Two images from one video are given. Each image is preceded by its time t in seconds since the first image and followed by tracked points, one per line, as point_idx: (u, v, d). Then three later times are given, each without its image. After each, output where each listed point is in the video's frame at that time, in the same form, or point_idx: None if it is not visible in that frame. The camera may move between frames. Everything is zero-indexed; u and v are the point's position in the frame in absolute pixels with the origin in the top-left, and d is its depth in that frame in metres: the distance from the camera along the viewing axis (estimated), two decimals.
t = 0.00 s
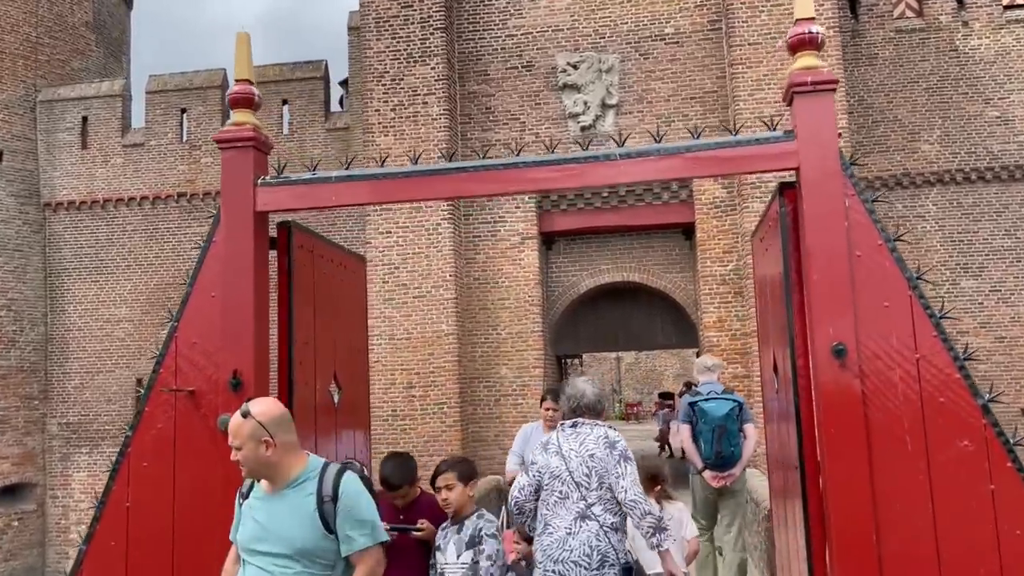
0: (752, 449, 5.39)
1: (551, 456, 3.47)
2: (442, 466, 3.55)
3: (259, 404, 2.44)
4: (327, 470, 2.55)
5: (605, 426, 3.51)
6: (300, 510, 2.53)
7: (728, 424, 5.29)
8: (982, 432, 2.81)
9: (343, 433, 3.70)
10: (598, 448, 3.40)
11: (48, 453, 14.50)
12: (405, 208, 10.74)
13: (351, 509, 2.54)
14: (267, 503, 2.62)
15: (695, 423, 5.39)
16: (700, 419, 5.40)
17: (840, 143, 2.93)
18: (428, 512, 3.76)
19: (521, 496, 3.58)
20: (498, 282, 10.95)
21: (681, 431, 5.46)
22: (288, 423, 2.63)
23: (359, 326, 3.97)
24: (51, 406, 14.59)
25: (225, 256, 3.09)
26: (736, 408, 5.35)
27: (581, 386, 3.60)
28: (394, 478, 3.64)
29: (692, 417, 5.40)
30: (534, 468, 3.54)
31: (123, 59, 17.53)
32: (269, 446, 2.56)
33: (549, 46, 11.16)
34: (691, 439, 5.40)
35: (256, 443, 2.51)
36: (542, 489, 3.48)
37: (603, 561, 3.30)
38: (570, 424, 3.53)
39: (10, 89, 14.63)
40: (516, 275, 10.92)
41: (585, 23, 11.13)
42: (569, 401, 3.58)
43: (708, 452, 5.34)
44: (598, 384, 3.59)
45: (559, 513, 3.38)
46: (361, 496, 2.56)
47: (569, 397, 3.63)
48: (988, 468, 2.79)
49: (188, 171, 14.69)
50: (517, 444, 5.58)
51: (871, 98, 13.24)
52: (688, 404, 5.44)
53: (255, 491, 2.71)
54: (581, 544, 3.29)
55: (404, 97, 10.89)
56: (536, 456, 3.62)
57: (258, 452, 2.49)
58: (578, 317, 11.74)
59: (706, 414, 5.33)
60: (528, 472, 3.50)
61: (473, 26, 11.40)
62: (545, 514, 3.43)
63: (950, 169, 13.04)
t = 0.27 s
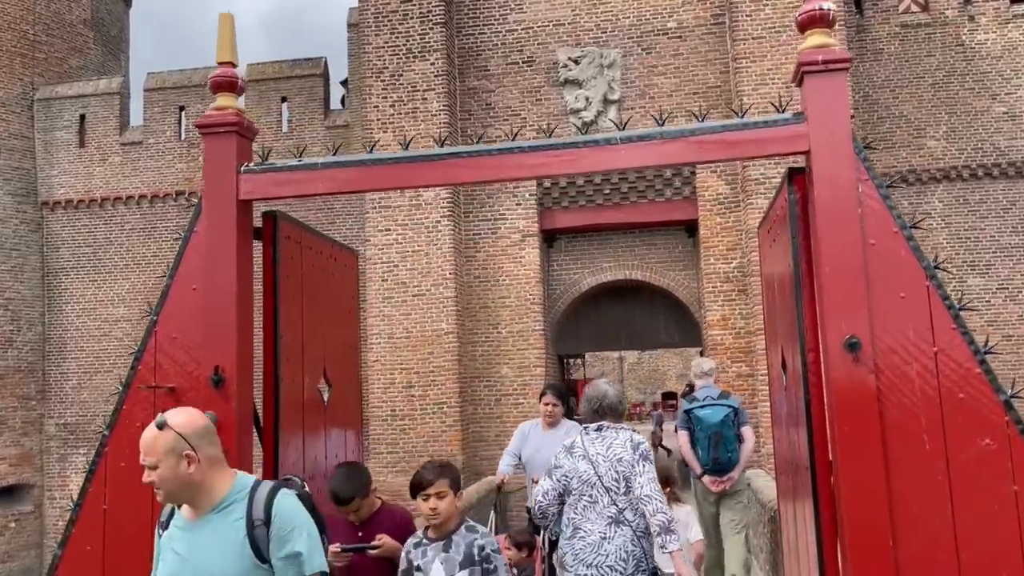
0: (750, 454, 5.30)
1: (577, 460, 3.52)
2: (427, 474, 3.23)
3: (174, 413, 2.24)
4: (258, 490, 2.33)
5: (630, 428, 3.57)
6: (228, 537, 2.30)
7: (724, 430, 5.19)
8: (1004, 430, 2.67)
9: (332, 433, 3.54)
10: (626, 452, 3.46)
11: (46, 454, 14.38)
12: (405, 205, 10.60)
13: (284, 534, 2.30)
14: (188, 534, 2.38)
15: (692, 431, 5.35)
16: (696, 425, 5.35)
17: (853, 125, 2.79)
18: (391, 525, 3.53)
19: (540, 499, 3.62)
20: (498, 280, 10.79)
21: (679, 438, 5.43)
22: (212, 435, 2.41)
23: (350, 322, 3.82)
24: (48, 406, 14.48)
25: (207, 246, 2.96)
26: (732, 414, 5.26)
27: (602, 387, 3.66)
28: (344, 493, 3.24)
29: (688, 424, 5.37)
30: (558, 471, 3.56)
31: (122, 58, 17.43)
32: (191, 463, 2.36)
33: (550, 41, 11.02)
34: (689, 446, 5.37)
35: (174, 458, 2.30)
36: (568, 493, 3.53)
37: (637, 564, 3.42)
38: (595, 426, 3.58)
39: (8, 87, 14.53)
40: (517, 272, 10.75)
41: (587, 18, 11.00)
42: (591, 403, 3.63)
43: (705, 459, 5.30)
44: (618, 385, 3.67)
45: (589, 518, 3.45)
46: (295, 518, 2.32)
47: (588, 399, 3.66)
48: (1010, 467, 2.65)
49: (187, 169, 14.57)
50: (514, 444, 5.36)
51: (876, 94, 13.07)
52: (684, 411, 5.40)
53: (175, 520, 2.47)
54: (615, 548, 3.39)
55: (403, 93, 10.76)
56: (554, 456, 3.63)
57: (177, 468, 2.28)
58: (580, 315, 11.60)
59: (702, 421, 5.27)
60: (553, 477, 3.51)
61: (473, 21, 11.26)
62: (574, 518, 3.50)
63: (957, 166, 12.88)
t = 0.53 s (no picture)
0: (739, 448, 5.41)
1: (597, 452, 3.67)
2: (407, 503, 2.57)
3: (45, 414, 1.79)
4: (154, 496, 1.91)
5: (648, 425, 3.77)
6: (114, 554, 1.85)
7: (713, 424, 5.30)
8: (1021, 429, 2.51)
9: (314, 434, 3.38)
10: (648, 448, 3.65)
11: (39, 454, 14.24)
12: (400, 202, 10.45)
13: (182, 546, 1.85)
14: (60, 552, 1.90)
15: (682, 424, 5.44)
16: (687, 420, 5.44)
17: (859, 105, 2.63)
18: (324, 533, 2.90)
19: (553, 489, 3.73)
20: (495, 278, 10.62)
21: (669, 433, 5.51)
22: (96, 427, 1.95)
23: (332, 317, 3.67)
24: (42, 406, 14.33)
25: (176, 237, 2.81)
26: (721, 408, 5.35)
27: (616, 382, 3.86)
28: (271, 503, 2.65)
29: (679, 419, 5.46)
30: (575, 463, 3.70)
31: (117, 55, 17.29)
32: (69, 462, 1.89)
33: (547, 35, 10.86)
34: (679, 441, 5.47)
35: (45, 458, 1.83)
36: (584, 484, 3.68)
37: (651, 557, 3.57)
38: (615, 420, 3.75)
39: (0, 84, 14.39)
40: (514, 270, 10.58)
41: (584, 12, 10.84)
42: (607, 397, 3.81)
43: (696, 453, 5.41)
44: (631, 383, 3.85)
45: (606, 509, 3.61)
46: (198, 526, 1.89)
47: (606, 394, 3.84)
48: None
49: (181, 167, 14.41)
50: (500, 447, 5.12)
51: (879, 89, 12.82)
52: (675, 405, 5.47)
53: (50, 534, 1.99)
54: (631, 540, 3.54)
55: (398, 88, 10.60)
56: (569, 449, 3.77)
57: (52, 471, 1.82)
58: (579, 314, 11.44)
59: (693, 415, 5.36)
60: (573, 468, 3.65)
61: (469, 15, 11.10)
62: (589, 510, 3.65)
63: (960, 162, 12.70)
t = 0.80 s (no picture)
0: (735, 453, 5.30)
1: (592, 457, 3.47)
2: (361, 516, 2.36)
3: None
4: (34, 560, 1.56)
5: (644, 430, 3.58)
6: None
7: (712, 427, 5.18)
8: None
9: (290, 438, 3.22)
10: (643, 453, 3.46)
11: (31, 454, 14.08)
12: (394, 198, 10.27)
13: None
14: None
15: (680, 426, 5.29)
16: (685, 421, 5.29)
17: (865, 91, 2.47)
18: (275, 563, 2.54)
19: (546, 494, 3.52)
20: (491, 276, 10.45)
21: (666, 435, 5.35)
22: None
23: (310, 315, 3.51)
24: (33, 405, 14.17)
25: (138, 234, 2.68)
26: (721, 410, 5.22)
27: (611, 388, 3.65)
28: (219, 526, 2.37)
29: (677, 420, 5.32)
30: (569, 467, 3.50)
31: (109, 50, 17.11)
32: None
33: (544, 29, 10.69)
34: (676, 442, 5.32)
35: None
36: (581, 490, 3.46)
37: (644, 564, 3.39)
38: (610, 426, 3.55)
39: None
40: (509, 268, 10.41)
41: (582, 5, 10.66)
42: (602, 402, 3.58)
43: (693, 455, 5.25)
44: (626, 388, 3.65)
45: (600, 515, 3.41)
46: None
47: (601, 398, 3.63)
48: None
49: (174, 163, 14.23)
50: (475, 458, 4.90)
51: (881, 84, 12.66)
52: (673, 407, 5.32)
53: None
54: (624, 546, 3.35)
55: (392, 82, 10.43)
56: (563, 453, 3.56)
57: None
58: (576, 312, 11.28)
59: (692, 417, 5.22)
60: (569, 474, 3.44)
61: (464, 8, 10.93)
62: (583, 515, 3.44)
63: (963, 158, 12.54)
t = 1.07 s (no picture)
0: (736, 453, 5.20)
1: (587, 448, 3.43)
2: None
3: None
4: None
5: (639, 418, 3.52)
6: None
7: (717, 427, 5.05)
8: None
9: (270, 436, 3.06)
10: (638, 441, 3.39)
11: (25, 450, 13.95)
12: (389, 192, 10.12)
13: None
14: None
15: (683, 423, 5.15)
16: (687, 419, 5.16)
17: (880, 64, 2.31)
18: None
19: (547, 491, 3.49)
20: (488, 271, 10.29)
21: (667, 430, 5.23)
22: None
23: (292, 308, 3.35)
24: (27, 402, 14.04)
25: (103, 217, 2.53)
26: (725, 410, 5.11)
27: (606, 381, 3.63)
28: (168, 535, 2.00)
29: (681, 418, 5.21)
30: (566, 461, 3.47)
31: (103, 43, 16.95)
32: None
33: (542, 20, 10.53)
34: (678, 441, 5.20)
35: None
36: (578, 481, 3.43)
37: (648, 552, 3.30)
38: (605, 416, 3.51)
39: None
40: (506, 262, 10.25)
41: None
42: (597, 394, 3.57)
43: (695, 454, 5.14)
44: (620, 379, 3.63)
45: (598, 505, 3.35)
46: None
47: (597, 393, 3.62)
48: None
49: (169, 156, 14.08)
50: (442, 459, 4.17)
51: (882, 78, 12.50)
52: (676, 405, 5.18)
53: None
54: (625, 534, 3.27)
55: (388, 74, 10.26)
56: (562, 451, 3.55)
57: None
58: (574, 306, 11.14)
59: (697, 416, 5.08)
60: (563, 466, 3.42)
61: None
62: (582, 506, 3.40)
63: (966, 153, 12.38)
